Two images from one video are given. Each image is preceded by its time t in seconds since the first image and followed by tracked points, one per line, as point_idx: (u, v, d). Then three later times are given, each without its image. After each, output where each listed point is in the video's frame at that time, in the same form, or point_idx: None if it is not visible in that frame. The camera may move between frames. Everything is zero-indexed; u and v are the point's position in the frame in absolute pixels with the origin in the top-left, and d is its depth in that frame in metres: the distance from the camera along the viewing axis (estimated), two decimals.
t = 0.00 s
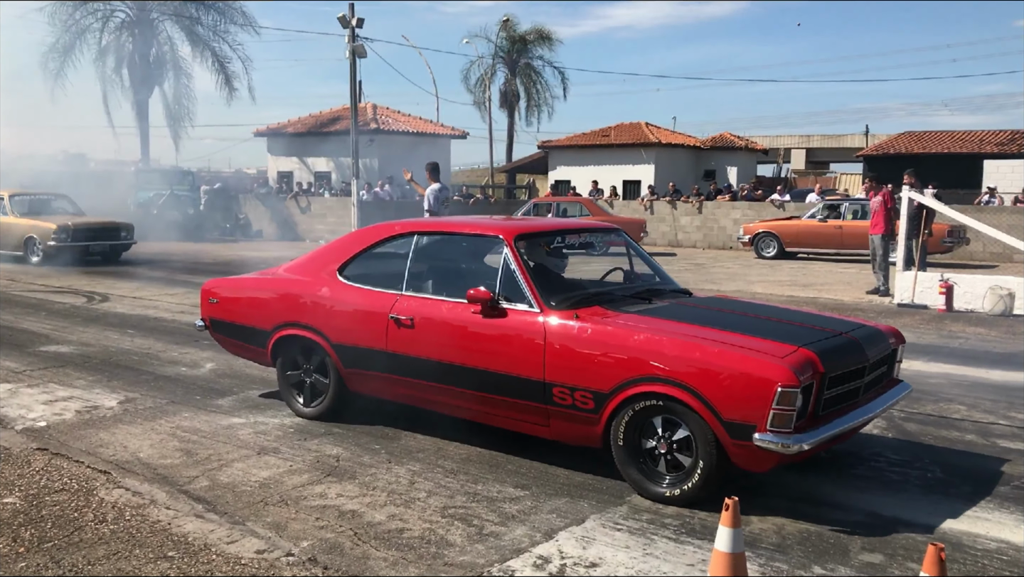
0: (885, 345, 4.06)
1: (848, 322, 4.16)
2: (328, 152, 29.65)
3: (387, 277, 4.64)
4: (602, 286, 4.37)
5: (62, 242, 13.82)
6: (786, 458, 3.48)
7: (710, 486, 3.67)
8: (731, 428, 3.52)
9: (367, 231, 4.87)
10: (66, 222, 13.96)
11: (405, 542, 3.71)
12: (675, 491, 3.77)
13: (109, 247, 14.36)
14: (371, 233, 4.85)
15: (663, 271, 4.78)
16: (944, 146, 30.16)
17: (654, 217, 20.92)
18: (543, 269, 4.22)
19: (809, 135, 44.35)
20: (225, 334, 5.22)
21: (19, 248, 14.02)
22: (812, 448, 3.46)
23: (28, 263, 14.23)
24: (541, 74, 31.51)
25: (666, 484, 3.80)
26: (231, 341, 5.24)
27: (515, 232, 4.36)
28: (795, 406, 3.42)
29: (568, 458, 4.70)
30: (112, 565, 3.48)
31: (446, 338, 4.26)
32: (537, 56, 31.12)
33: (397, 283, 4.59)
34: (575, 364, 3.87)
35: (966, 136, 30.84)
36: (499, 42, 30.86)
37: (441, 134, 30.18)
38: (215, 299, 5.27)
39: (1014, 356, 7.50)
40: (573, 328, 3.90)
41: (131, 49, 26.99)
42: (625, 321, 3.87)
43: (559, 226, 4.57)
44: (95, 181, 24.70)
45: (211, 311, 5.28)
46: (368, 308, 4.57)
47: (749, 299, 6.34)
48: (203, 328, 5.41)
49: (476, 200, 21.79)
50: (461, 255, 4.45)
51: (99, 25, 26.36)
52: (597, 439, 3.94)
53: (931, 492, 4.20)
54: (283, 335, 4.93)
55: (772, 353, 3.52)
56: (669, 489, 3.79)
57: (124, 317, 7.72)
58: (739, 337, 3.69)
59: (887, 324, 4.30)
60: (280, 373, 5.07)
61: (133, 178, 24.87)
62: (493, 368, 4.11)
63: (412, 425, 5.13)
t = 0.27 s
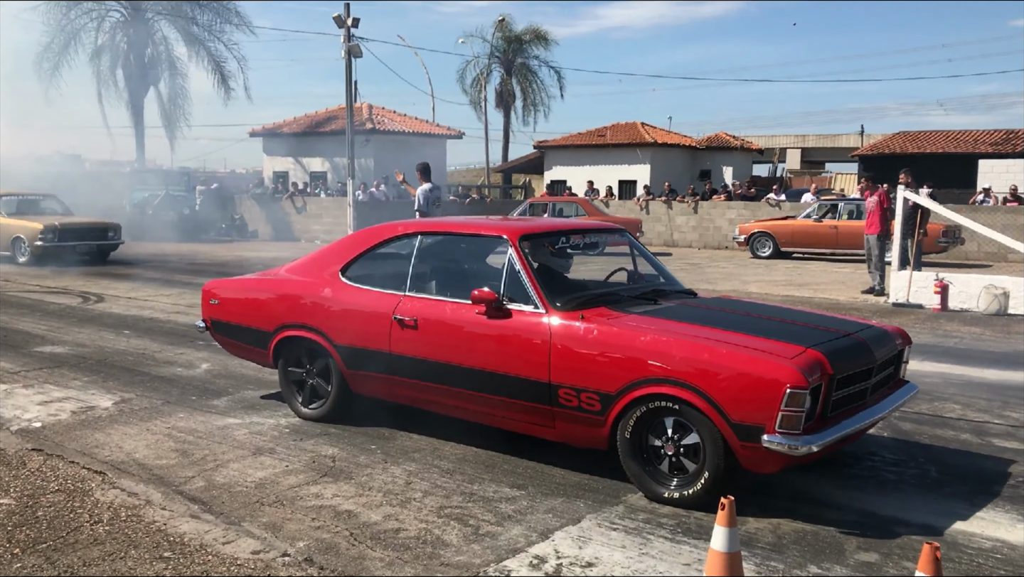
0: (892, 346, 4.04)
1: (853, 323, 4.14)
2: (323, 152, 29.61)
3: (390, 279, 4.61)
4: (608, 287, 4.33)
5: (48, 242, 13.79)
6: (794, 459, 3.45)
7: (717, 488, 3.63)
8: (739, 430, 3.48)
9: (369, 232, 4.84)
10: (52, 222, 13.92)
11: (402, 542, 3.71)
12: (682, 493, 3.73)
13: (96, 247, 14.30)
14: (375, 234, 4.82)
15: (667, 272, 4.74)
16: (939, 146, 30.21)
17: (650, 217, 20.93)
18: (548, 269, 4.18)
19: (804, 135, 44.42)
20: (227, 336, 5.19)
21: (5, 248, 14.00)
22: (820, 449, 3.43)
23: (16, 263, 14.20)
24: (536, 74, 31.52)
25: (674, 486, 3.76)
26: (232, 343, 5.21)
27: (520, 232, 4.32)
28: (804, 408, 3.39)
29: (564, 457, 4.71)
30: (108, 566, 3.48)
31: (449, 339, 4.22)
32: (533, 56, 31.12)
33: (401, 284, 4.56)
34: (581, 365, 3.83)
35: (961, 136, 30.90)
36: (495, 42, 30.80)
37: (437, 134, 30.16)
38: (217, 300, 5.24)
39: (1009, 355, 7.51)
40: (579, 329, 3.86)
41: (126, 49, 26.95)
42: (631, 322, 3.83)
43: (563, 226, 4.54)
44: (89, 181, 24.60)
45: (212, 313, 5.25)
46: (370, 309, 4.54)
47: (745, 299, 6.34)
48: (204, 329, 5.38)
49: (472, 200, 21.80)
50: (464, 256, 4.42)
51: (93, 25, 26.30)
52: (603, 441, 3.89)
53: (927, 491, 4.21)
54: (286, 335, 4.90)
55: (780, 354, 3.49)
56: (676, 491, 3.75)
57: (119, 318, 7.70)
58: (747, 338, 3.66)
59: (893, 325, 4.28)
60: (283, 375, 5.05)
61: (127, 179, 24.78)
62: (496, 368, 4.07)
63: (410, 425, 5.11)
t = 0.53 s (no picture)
0: (900, 346, 3.98)
1: (862, 323, 4.08)
2: (320, 152, 29.60)
3: (393, 279, 4.47)
4: (615, 287, 4.18)
5: (40, 242, 13.72)
6: (805, 461, 3.34)
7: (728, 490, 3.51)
8: (750, 431, 3.37)
9: (372, 231, 4.71)
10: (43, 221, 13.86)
11: (399, 542, 3.71)
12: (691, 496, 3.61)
13: (88, 246, 14.24)
14: (377, 233, 4.68)
15: (673, 272, 4.56)
16: (936, 144, 30.25)
17: (647, 216, 20.95)
18: (555, 269, 4.05)
19: (801, 134, 44.45)
20: (227, 337, 5.08)
21: None
22: (832, 451, 3.33)
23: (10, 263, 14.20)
24: (533, 74, 31.52)
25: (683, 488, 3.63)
26: (233, 344, 5.10)
27: (526, 231, 4.19)
28: (815, 408, 3.28)
29: (561, 457, 4.71)
30: (105, 566, 3.47)
31: (453, 339, 4.09)
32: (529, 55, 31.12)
33: (405, 285, 4.42)
34: (587, 366, 3.71)
35: (958, 134, 30.94)
36: (491, 42, 30.79)
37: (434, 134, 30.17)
38: (217, 300, 5.12)
39: (1006, 353, 7.53)
40: (585, 329, 3.74)
41: (122, 49, 26.93)
42: (638, 321, 3.72)
43: (569, 225, 4.40)
44: (86, 181, 24.57)
45: (213, 313, 5.14)
46: (372, 309, 4.41)
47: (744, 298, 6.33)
48: (206, 329, 5.25)
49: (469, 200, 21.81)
50: (468, 255, 4.28)
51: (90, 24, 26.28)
52: (610, 444, 3.76)
53: (924, 490, 4.22)
54: (289, 336, 4.78)
55: (791, 354, 3.38)
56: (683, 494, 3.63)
57: (116, 317, 7.69)
58: (756, 337, 3.55)
59: (901, 325, 4.23)
60: (287, 375, 4.96)
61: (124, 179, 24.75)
62: (501, 369, 3.95)
63: (409, 425, 5.08)
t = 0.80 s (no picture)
0: (932, 350, 3.93)
1: (894, 327, 4.03)
2: (339, 155, 29.75)
3: (418, 282, 4.46)
4: (641, 290, 4.15)
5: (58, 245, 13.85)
6: (837, 466, 3.31)
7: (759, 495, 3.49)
8: (781, 436, 3.35)
9: (397, 234, 4.70)
10: (62, 225, 14.00)
11: (417, 544, 3.71)
12: (721, 501, 3.59)
13: (105, 249, 14.39)
14: (403, 236, 4.67)
15: (700, 275, 4.53)
16: (957, 145, 29.99)
17: (666, 218, 20.92)
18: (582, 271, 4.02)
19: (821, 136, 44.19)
20: (253, 340, 5.08)
21: (17, 250, 14.14)
22: (864, 456, 3.31)
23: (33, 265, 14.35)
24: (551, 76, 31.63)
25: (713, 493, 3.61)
26: (258, 347, 5.11)
27: (552, 233, 4.17)
28: (848, 414, 3.26)
29: (579, 459, 4.70)
30: (126, 566, 3.50)
31: (479, 343, 4.08)
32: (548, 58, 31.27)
33: (430, 287, 4.40)
34: (616, 370, 3.68)
35: (980, 135, 30.66)
36: (510, 44, 30.99)
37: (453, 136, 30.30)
38: (243, 303, 5.13)
39: None
40: (613, 333, 3.72)
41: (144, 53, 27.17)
42: (667, 325, 3.70)
43: (595, 229, 4.38)
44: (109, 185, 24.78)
45: (239, 316, 5.14)
46: (399, 312, 4.39)
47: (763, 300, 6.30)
48: (231, 332, 5.26)
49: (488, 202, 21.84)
50: (494, 258, 4.27)
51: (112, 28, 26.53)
52: (639, 448, 3.74)
53: (946, 493, 4.18)
54: (314, 340, 4.79)
55: (823, 359, 3.36)
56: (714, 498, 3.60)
57: (138, 320, 7.75)
58: (788, 342, 3.53)
59: (933, 328, 4.18)
60: (311, 378, 4.96)
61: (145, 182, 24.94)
62: (529, 373, 3.93)
63: (430, 428, 5.08)
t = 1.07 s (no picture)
0: (1015, 362, 3.82)
1: (975, 336, 3.93)
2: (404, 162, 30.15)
3: (486, 287, 4.49)
4: (711, 297, 4.12)
5: (131, 250, 14.28)
6: (918, 479, 3.25)
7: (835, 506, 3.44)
8: (858, 448, 3.29)
9: (465, 240, 4.75)
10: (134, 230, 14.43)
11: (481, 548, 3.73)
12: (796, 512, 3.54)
13: (176, 254, 14.81)
14: (471, 243, 4.71)
15: (772, 282, 4.48)
16: None
17: (730, 224, 20.71)
18: (651, 278, 4.02)
19: (891, 141, 43.23)
20: (324, 344, 5.18)
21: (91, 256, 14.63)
22: (946, 469, 3.24)
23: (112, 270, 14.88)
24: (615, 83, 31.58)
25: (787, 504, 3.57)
26: (328, 351, 5.21)
27: (621, 240, 4.17)
28: (928, 425, 3.20)
29: (640, 466, 4.67)
30: (199, 564, 3.58)
31: (547, 349, 4.09)
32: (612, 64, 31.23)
33: (497, 293, 4.43)
34: (687, 379, 3.66)
35: None
36: (574, 51, 31.00)
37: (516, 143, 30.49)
38: (314, 308, 5.24)
39: None
40: (684, 340, 3.71)
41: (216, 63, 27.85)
42: (739, 334, 3.67)
43: (664, 236, 4.35)
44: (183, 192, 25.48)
45: (310, 321, 5.25)
46: (467, 318, 4.43)
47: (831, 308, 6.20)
48: (303, 336, 5.38)
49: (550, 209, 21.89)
50: (561, 264, 4.29)
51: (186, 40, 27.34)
52: (711, 457, 3.72)
53: None
54: (383, 344, 4.87)
55: (901, 369, 3.30)
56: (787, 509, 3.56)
57: (210, 324, 7.94)
58: (864, 351, 3.47)
59: (1016, 338, 4.06)
60: (381, 382, 5.03)
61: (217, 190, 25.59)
62: (598, 381, 3.93)
63: (496, 433, 5.10)
